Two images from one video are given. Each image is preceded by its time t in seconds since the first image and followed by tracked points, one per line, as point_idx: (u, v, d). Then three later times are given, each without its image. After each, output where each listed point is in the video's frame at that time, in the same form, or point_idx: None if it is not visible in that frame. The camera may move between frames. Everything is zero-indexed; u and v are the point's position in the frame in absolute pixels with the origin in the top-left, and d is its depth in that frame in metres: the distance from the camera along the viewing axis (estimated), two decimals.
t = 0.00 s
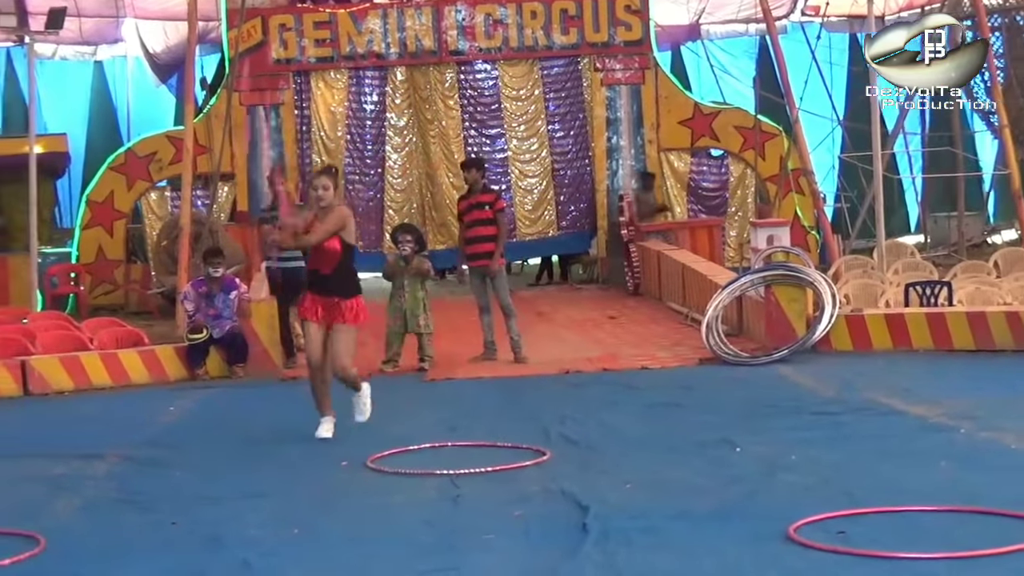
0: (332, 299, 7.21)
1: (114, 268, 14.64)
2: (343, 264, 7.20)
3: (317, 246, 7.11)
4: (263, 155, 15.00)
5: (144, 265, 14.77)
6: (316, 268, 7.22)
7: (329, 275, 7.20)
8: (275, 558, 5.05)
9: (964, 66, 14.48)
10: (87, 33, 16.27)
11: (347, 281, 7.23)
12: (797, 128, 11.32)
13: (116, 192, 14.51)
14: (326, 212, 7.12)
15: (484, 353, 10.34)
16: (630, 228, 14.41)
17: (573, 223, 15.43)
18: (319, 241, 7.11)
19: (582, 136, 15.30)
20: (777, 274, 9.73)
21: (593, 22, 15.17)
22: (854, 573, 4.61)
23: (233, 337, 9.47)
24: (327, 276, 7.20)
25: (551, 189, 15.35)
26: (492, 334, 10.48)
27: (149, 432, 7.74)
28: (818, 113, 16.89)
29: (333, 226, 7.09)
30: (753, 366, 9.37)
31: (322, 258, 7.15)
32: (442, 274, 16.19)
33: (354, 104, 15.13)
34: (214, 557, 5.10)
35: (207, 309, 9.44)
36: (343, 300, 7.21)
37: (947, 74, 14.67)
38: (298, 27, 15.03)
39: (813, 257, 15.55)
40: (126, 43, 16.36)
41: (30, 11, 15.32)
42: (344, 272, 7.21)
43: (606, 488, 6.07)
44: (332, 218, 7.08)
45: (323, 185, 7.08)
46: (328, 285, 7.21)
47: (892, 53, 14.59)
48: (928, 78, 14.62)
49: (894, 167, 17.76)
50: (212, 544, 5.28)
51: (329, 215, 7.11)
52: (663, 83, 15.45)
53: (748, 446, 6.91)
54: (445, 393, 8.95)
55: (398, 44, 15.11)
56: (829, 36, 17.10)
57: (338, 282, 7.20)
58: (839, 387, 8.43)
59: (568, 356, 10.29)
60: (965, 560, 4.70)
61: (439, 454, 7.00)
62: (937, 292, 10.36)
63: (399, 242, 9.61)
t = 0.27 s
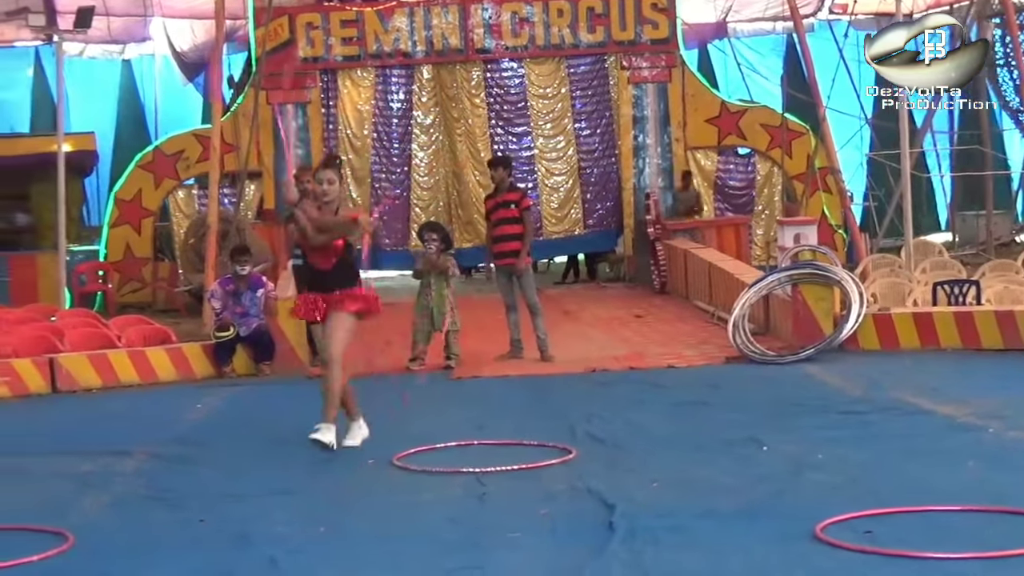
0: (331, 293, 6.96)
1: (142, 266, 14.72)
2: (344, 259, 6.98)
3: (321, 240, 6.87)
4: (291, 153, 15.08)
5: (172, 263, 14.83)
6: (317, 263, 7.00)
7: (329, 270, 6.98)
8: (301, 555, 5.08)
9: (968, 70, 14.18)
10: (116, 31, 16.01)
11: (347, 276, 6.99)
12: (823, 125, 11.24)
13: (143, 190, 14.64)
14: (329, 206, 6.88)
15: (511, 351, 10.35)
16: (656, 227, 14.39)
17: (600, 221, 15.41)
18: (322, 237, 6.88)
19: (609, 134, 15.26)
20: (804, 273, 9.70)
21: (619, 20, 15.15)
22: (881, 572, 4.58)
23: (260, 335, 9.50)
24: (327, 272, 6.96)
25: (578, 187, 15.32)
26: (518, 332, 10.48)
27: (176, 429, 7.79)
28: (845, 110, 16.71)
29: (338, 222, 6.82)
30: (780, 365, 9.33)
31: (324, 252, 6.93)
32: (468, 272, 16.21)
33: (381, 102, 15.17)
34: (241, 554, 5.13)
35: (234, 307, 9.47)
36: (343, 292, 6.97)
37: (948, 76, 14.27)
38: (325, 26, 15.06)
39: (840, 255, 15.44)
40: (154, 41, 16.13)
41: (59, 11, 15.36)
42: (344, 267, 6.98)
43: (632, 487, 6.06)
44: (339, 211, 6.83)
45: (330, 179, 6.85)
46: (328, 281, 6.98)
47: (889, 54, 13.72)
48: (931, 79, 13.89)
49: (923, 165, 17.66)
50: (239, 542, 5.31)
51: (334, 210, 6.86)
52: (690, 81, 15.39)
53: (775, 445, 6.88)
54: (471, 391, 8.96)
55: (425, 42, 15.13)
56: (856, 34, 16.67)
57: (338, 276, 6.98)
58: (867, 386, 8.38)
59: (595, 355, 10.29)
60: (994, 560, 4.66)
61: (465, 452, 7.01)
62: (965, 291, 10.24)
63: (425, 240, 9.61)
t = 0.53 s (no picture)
0: (326, 313, 6.34)
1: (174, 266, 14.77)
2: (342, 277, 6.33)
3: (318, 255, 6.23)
4: (322, 153, 15.15)
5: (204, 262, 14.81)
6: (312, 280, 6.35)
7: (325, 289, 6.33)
8: (332, 554, 5.09)
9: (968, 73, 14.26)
10: (150, 32, 16.10)
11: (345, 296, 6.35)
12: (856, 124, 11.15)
13: (176, 191, 14.77)
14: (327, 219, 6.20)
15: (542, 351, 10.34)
16: (688, 226, 14.34)
17: (631, 221, 15.36)
18: (320, 254, 6.22)
19: (641, 134, 15.27)
20: (837, 272, 9.63)
21: (651, 20, 15.13)
22: (915, 573, 4.54)
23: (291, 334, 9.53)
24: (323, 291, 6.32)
25: (609, 187, 15.29)
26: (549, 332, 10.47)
27: (209, 428, 7.84)
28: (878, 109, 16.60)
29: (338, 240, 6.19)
30: (813, 365, 9.27)
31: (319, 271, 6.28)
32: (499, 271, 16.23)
33: (412, 101, 15.18)
34: (273, 553, 5.15)
35: (265, 307, 9.39)
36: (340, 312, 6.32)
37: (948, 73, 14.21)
38: (356, 26, 15.10)
39: (873, 255, 15.31)
40: (187, 42, 16.18)
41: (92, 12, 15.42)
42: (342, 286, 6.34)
43: (663, 487, 6.04)
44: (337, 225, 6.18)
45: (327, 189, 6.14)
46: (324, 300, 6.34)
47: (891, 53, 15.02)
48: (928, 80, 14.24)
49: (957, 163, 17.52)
50: (271, 541, 5.33)
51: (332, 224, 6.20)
52: (721, 81, 15.35)
53: (807, 445, 6.84)
54: (502, 391, 8.96)
55: (456, 42, 15.15)
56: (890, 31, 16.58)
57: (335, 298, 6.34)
58: (901, 386, 8.32)
59: (626, 355, 10.26)
60: None
61: (496, 452, 7.01)
62: (998, 291, 10.15)
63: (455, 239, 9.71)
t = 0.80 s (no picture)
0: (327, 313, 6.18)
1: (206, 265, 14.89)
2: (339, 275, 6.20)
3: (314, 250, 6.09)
4: (354, 152, 15.18)
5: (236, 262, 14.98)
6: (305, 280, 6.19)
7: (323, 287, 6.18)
8: (362, 553, 5.11)
9: (968, 73, 13.92)
10: (182, 32, 16.29)
11: (342, 295, 6.22)
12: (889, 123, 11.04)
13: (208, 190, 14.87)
14: (322, 213, 6.14)
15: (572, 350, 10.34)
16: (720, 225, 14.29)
17: (663, 220, 15.36)
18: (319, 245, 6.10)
19: (671, 133, 15.23)
20: (869, 272, 9.58)
21: (682, 19, 15.09)
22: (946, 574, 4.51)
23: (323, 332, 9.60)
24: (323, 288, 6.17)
25: (640, 186, 15.28)
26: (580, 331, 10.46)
27: (240, 426, 7.89)
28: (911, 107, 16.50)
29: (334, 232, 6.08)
30: (845, 364, 9.22)
31: (320, 266, 6.13)
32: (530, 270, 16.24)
33: (443, 101, 15.23)
34: (304, 551, 5.17)
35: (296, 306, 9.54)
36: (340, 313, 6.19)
37: (948, 75, 14.80)
38: (388, 26, 15.13)
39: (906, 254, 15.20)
40: (219, 43, 16.39)
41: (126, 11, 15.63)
42: (338, 283, 6.21)
43: (694, 486, 6.02)
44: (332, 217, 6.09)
45: (320, 182, 6.12)
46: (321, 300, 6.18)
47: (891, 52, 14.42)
48: (928, 80, 14.51)
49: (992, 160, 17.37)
50: (302, 539, 5.36)
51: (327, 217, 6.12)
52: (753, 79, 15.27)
53: (839, 444, 6.80)
54: (532, 390, 8.97)
55: (487, 41, 15.16)
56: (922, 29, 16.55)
57: (333, 296, 6.19)
58: (933, 386, 8.26)
59: (657, 354, 10.24)
60: None
61: (527, 451, 7.01)
62: None
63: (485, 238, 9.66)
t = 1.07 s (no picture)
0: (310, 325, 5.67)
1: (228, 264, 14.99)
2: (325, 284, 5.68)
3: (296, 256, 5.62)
4: (377, 151, 15.19)
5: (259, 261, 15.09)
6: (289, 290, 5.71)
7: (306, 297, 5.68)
8: (385, 552, 5.12)
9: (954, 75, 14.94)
10: (205, 32, 16.37)
11: (325, 305, 5.69)
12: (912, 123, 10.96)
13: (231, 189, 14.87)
14: (305, 215, 5.66)
15: (595, 350, 10.32)
16: (743, 225, 14.26)
17: (685, 219, 15.33)
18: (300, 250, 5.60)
19: (694, 132, 15.19)
20: (892, 271, 9.55)
21: (705, 18, 15.07)
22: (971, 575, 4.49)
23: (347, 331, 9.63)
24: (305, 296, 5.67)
25: (663, 185, 15.27)
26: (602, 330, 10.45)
27: (262, 426, 7.92)
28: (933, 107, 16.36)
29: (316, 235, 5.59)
30: (868, 363, 9.17)
31: (301, 272, 5.63)
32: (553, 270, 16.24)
33: (466, 100, 15.24)
34: (327, 550, 5.19)
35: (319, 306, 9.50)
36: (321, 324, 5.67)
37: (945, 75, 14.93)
38: (411, 25, 15.13)
39: (931, 254, 15.06)
40: (242, 43, 16.32)
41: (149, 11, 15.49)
42: (323, 293, 5.69)
43: (717, 486, 6.01)
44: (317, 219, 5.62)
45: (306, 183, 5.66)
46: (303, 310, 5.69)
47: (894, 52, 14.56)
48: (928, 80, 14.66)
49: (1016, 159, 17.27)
50: (325, 538, 5.38)
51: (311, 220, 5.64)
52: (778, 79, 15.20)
53: (862, 444, 6.77)
54: (555, 389, 8.96)
55: (510, 40, 15.15)
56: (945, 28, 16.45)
57: (315, 306, 5.68)
58: (958, 386, 8.21)
59: (679, 354, 10.22)
60: None
61: (549, 451, 7.01)
62: None
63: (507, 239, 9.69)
